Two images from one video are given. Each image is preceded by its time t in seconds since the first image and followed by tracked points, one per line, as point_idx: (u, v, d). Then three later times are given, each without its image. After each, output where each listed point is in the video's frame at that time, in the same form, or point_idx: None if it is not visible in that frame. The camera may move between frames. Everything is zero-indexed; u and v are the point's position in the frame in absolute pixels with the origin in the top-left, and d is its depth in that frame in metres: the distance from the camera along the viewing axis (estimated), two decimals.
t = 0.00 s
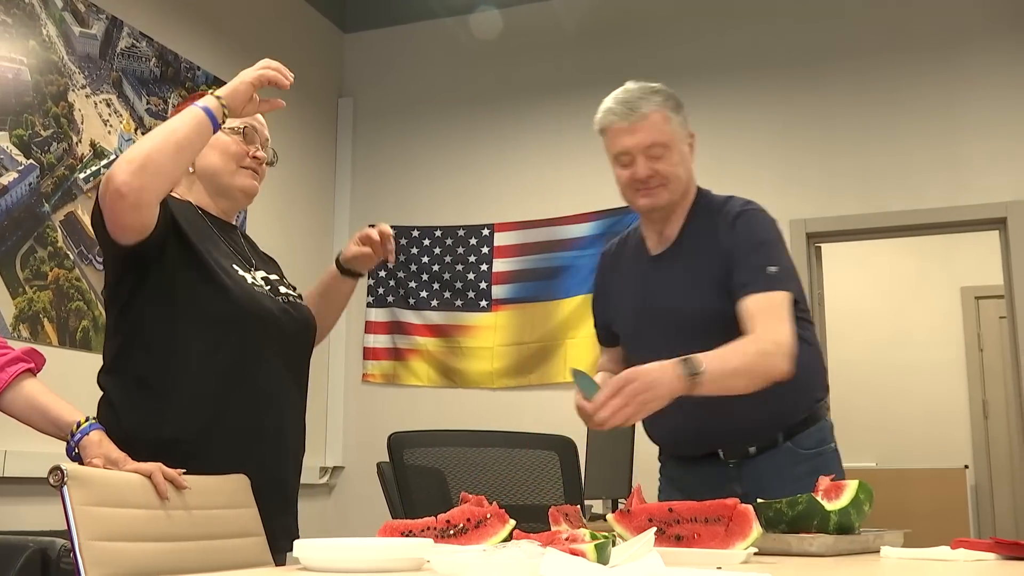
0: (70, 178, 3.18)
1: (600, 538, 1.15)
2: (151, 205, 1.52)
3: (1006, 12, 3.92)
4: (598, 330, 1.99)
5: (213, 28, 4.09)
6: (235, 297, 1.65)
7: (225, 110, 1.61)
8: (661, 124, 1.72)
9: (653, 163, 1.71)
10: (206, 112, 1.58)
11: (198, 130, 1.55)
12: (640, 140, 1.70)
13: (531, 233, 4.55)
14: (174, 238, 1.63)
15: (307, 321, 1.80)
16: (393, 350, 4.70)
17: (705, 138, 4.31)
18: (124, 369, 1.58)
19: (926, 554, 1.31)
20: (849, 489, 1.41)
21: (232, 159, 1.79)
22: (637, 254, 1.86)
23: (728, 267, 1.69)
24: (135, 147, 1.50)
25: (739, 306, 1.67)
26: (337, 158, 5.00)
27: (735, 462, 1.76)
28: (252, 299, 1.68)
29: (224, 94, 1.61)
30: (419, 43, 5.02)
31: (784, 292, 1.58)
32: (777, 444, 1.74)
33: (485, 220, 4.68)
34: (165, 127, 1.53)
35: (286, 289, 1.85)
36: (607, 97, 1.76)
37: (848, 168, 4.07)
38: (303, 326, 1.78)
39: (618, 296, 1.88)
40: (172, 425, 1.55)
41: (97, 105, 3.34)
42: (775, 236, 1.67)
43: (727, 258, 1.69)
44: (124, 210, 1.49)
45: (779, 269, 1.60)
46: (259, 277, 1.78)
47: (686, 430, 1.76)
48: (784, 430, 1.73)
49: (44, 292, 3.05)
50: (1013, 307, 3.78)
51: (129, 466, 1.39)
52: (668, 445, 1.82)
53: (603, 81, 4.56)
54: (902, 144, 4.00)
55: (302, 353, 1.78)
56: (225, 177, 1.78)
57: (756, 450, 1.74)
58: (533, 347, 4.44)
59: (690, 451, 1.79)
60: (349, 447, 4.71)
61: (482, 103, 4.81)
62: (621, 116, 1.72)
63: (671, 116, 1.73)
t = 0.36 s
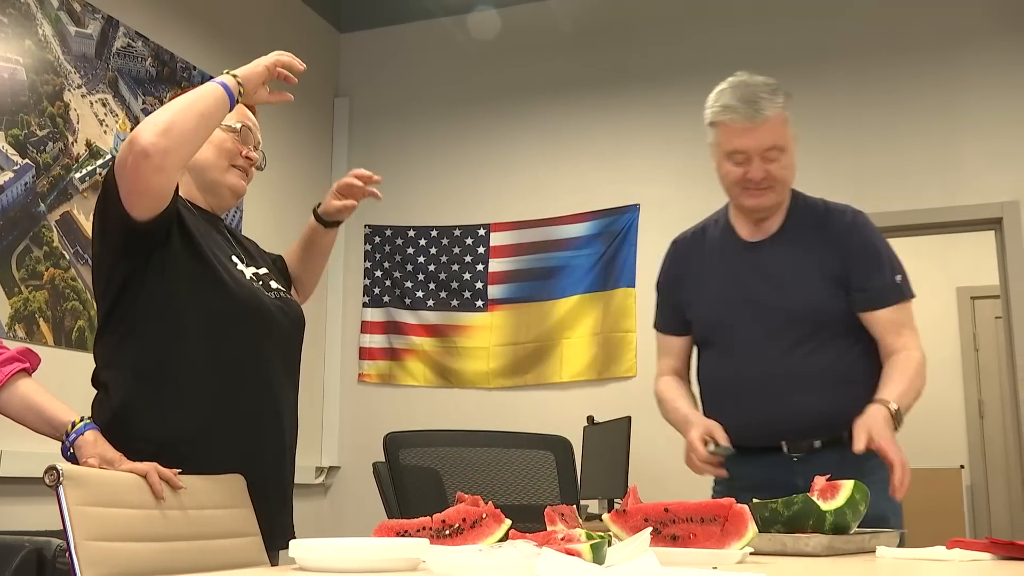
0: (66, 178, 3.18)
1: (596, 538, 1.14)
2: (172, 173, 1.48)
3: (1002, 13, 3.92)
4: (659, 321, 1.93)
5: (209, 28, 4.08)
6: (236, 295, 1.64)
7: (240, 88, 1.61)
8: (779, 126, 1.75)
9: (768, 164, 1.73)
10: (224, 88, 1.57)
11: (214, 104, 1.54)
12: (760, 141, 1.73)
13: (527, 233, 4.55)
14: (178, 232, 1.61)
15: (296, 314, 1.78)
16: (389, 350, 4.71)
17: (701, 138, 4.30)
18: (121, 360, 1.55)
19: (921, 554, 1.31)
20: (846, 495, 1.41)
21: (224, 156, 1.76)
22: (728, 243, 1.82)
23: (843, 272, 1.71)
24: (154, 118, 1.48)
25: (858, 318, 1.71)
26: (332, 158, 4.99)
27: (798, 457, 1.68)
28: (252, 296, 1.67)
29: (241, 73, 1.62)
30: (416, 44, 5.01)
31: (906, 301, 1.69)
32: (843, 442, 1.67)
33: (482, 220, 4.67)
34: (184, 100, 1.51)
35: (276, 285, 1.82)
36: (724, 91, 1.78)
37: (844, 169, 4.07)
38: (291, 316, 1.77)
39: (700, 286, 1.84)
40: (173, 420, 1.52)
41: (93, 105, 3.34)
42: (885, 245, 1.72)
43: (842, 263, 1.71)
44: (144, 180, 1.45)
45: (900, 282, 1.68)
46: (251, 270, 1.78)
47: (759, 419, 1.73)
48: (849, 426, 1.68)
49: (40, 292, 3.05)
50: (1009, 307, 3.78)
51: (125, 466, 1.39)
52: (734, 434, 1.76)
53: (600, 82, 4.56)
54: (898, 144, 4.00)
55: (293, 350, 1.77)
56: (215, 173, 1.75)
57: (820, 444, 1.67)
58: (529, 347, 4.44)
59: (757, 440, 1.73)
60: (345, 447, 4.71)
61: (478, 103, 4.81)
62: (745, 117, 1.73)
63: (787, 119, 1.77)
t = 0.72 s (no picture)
0: (59, 177, 3.17)
1: (589, 538, 1.14)
2: (180, 196, 1.48)
3: (995, 14, 3.93)
4: (680, 313, 1.90)
5: (203, 27, 4.08)
6: (238, 297, 1.63)
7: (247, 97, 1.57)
8: (822, 129, 1.75)
9: (807, 168, 1.75)
10: (234, 103, 1.54)
11: (223, 123, 1.51)
12: (802, 143, 1.73)
13: (521, 233, 4.55)
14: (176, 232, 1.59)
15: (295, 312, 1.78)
16: (382, 350, 4.71)
17: (695, 138, 4.31)
18: (120, 366, 1.54)
19: (914, 554, 1.32)
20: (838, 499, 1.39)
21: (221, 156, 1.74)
22: (758, 242, 1.84)
23: (864, 277, 1.75)
24: (160, 137, 1.47)
25: (873, 322, 1.75)
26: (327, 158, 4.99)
27: (817, 455, 1.76)
28: (253, 298, 1.65)
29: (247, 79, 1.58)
30: (410, 43, 5.01)
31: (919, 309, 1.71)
32: (860, 444, 1.75)
33: (476, 220, 4.67)
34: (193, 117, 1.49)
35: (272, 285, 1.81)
36: (768, 89, 1.78)
37: (837, 169, 4.07)
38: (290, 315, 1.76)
39: (723, 285, 1.85)
40: (175, 426, 1.52)
41: (86, 103, 3.33)
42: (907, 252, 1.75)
43: (864, 268, 1.75)
44: (148, 202, 1.45)
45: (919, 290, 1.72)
46: (248, 272, 1.76)
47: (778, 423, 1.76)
48: (868, 430, 1.75)
49: (33, 291, 3.05)
50: (1001, 307, 3.79)
51: (118, 466, 1.38)
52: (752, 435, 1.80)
53: (594, 82, 4.56)
54: (892, 144, 4.01)
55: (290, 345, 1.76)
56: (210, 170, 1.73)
57: (840, 444, 1.75)
58: (523, 346, 4.44)
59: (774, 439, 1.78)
60: (339, 446, 4.71)
61: (473, 103, 4.81)
62: (790, 116, 1.73)
63: (830, 122, 1.77)
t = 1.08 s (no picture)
0: (47, 176, 3.16)
1: (578, 538, 1.13)
2: (156, 206, 1.47)
3: (983, 15, 3.95)
4: (663, 326, 1.90)
5: (192, 27, 4.07)
6: (223, 299, 1.62)
7: (251, 122, 1.51)
8: (776, 136, 1.78)
9: (766, 175, 1.77)
10: (231, 120, 1.49)
11: (215, 140, 1.48)
12: (757, 151, 1.77)
13: (510, 233, 4.56)
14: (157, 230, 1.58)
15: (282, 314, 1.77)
16: (372, 350, 4.71)
17: (684, 139, 4.31)
18: (102, 369, 1.54)
19: (903, 553, 1.32)
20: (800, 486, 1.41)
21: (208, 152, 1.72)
22: (727, 250, 1.84)
23: (834, 273, 1.75)
24: (147, 144, 1.45)
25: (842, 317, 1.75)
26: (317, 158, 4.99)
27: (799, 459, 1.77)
28: (238, 300, 1.65)
29: (260, 109, 1.52)
30: (401, 43, 5.01)
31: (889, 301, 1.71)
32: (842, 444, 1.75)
33: (466, 220, 4.67)
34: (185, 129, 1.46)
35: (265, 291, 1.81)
36: (719, 104, 1.82)
37: (826, 169, 4.08)
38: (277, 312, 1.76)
39: (699, 294, 1.85)
40: (158, 424, 1.52)
41: (76, 103, 3.32)
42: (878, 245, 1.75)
43: (834, 266, 1.75)
44: (123, 206, 1.45)
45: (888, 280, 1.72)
46: (235, 273, 1.76)
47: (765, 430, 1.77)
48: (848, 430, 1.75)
49: (21, 290, 3.04)
50: (989, 307, 3.80)
51: (106, 466, 1.38)
52: (740, 442, 1.80)
53: (584, 82, 4.56)
54: (880, 145, 4.02)
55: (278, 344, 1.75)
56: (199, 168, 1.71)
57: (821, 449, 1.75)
58: (513, 346, 4.44)
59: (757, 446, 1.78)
60: (329, 446, 4.70)
61: (463, 102, 4.81)
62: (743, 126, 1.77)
63: (784, 129, 1.80)
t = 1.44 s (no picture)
0: (42, 177, 3.17)
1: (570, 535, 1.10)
2: (140, 212, 1.48)
3: (974, 16, 3.96)
4: (644, 335, 1.92)
5: (186, 27, 4.08)
6: (213, 299, 1.62)
7: (238, 133, 1.49)
8: (733, 137, 1.80)
9: (728, 175, 1.78)
10: (218, 129, 1.47)
11: (199, 149, 1.46)
12: (715, 154, 1.78)
13: (503, 233, 4.57)
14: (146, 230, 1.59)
15: (274, 310, 1.79)
16: (366, 350, 4.72)
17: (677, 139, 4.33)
18: (93, 371, 1.56)
19: (894, 552, 1.32)
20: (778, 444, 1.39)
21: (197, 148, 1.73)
22: (702, 253, 1.86)
23: (812, 266, 1.75)
24: (135, 151, 1.45)
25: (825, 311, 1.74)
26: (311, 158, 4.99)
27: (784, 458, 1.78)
28: (229, 300, 1.65)
29: (247, 118, 1.49)
30: (394, 43, 5.02)
31: (870, 290, 1.71)
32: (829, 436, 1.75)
33: (460, 220, 4.68)
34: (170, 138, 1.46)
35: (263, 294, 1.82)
36: (673, 112, 1.84)
37: (818, 169, 4.09)
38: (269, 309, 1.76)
39: (677, 299, 1.86)
40: (148, 424, 1.53)
41: (70, 103, 3.33)
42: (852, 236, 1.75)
43: (811, 259, 1.75)
44: (108, 212, 1.46)
45: (866, 268, 1.72)
46: (229, 274, 1.76)
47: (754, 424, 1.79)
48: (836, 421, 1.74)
49: (16, 290, 3.05)
50: (979, 308, 3.82)
51: (100, 465, 1.39)
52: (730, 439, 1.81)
53: (577, 82, 4.57)
54: (871, 145, 4.03)
55: (272, 339, 1.76)
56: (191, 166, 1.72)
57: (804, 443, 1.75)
58: (506, 346, 4.45)
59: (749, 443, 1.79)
60: (322, 445, 4.71)
61: (457, 102, 4.82)
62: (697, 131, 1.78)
63: (740, 128, 1.81)
